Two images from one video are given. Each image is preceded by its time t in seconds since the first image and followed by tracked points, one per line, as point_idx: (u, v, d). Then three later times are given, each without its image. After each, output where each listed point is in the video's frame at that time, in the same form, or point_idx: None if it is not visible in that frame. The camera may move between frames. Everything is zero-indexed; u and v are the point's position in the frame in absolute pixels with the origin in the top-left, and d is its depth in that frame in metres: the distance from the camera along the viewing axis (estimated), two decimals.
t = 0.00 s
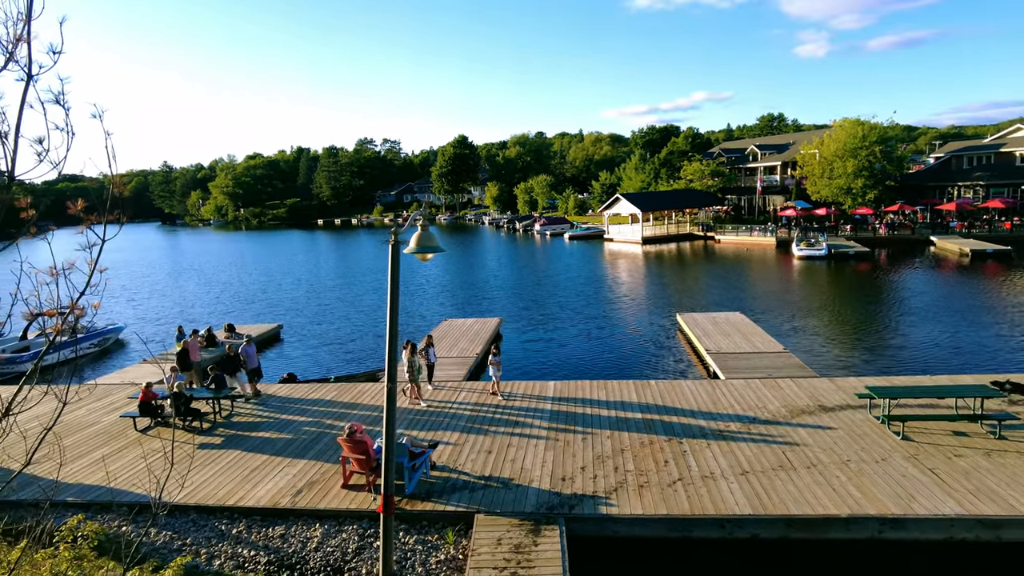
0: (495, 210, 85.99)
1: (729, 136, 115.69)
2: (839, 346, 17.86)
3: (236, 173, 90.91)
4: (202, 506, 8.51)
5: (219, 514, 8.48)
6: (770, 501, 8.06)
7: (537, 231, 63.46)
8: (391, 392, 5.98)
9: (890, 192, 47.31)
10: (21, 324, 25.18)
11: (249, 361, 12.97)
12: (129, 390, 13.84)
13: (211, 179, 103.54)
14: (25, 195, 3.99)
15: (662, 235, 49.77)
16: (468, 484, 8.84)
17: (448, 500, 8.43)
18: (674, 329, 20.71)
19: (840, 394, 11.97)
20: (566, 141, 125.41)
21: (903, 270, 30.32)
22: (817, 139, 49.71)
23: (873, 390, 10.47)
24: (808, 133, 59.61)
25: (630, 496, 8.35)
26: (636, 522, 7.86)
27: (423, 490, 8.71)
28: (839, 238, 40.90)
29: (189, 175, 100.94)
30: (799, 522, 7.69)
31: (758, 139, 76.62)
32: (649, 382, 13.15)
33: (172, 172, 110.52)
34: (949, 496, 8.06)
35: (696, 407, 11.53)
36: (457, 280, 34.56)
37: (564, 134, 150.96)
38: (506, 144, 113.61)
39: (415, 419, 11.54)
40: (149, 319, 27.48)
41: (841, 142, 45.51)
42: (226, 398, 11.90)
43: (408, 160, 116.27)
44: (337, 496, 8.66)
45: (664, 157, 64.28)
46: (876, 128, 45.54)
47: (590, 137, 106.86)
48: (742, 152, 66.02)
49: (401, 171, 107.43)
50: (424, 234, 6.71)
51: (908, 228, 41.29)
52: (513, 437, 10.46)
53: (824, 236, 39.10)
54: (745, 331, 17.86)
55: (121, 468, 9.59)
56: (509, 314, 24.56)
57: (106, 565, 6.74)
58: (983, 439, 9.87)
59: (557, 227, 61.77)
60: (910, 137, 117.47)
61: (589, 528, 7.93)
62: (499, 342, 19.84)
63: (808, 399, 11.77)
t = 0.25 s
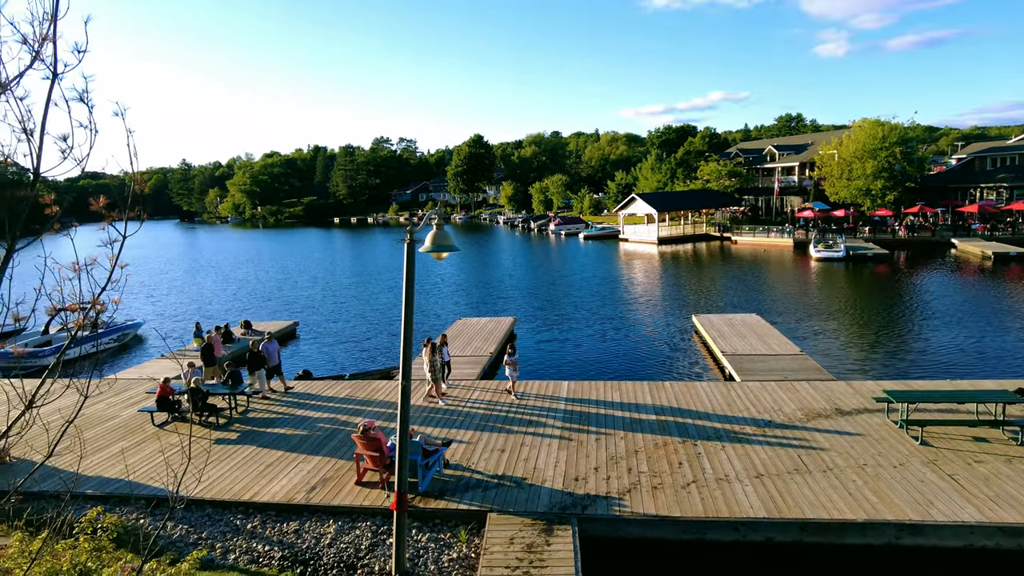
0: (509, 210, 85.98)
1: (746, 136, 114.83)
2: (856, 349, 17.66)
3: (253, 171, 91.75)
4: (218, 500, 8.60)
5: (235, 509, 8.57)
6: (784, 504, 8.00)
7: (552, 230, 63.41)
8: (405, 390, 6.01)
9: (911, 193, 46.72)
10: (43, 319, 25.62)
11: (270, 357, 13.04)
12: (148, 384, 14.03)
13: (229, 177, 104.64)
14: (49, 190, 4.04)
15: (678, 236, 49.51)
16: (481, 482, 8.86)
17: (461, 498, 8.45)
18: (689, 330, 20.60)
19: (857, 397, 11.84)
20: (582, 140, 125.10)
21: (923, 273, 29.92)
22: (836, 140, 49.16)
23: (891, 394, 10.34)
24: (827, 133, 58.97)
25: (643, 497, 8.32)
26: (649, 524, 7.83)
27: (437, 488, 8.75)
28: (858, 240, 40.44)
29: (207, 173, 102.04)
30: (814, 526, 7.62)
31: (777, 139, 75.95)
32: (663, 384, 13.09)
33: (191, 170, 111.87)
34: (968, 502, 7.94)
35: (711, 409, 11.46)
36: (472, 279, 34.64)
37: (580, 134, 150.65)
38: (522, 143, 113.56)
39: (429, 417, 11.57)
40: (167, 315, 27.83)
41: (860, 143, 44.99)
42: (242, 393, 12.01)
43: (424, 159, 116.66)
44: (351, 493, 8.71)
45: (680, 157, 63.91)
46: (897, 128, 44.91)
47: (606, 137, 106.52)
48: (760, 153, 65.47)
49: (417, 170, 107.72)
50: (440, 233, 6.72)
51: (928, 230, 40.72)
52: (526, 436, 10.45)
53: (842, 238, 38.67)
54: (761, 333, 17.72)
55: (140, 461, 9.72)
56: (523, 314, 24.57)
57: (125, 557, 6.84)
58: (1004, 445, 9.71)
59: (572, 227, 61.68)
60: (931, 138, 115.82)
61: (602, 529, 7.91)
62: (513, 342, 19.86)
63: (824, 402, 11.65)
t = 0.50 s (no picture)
0: (523, 209, 85.94)
1: (763, 136, 113.96)
2: (873, 352, 17.47)
3: (270, 169, 92.52)
4: (232, 495, 8.68)
5: (249, 503, 8.64)
6: (798, 507, 7.93)
7: (566, 229, 63.29)
8: (419, 387, 6.02)
9: (930, 194, 46.13)
10: (63, 313, 26.02)
11: (293, 355, 13.25)
12: (165, 379, 14.20)
13: (245, 175, 105.63)
14: (71, 186, 4.07)
15: (693, 236, 49.25)
16: (493, 481, 8.87)
17: (473, 496, 8.46)
18: (703, 331, 20.49)
19: (873, 400, 11.70)
20: (597, 140, 124.72)
21: (942, 275, 29.52)
22: (854, 140, 48.62)
23: (908, 397, 10.21)
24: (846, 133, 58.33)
25: (656, 498, 8.29)
26: (661, 525, 7.79)
27: (449, 486, 8.77)
28: (876, 242, 39.99)
29: (224, 170, 103.05)
30: (829, 530, 7.55)
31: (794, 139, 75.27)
32: (677, 385, 13.03)
33: (208, 168, 113.08)
34: (987, 509, 7.82)
35: (725, 411, 11.39)
36: (486, 278, 34.69)
37: (596, 133, 150.24)
38: (536, 142, 113.44)
39: (442, 415, 11.61)
40: (183, 311, 28.13)
41: (879, 144, 44.47)
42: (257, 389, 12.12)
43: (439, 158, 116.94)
44: (364, 489, 8.75)
45: (696, 157, 63.54)
46: (917, 129, 44.28)
47: (621, 136, 106.14)
48: (776, 153, 64.92)
49: (431, 169, 108.00)
50: (454, 232, 6.73)
51: (948, 232, 40.17)
52: (539, 435, 10.45)
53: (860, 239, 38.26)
54: (777, 335, 17.58)
55: (157, 455, 9.85)
56: (536, 313, 24.56)
57: (141, 549, 6.93)
58: None
59: (586, 227, 61.57)
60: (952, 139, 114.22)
61: (614, 529, 7.89)
62: (526, 341, 19.86)
63: (840, 405, 11.53)
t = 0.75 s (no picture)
0: (537, 208, 85.80)
1: (779, 136, 112.97)
2: (890, 354, 17.27)
3: (285, 167, 93.11)
4: (246, 490, 8.77)
5: (263, 499, 8.72)
6: (813, 510, 7.86)
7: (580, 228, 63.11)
8: (432, 386, 6.04)
9: (950, 195, 45.51)
10: (82, 309, 26.39)
11: (313, 351, 13.45)
12: (181, 374, 14.35)
13: (261, 173, 106.42)
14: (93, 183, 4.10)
15: (707, 236, 48.97)
16: (505, 479, 8.88)
17: (485, 494, 8.48)
18: (717, 332, 20.35)
19: (890, 403, 11.57)
20: (611, 138, 124.23)
21: (962, 278, 29.10)
22: (872, 140, 48.05)
23: (926, 401, 10.08)
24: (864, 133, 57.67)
25: (668, 499, 8.26)
26: (674, 527, 7.76)
27: (461, 484, 8.80)
28: (893, 243, 39.52)
29: (240, 168, 103.98)
30: (844, 534, 7.48)
31: (811, 139, 74.55)
32: (691, 386, 12.96)
33: (224, 165, 114.01)
34: (1005, 515, 7.71)
35: (739, 412, 11.33)
36: (499, 277, 34.71)
37: (610, 132, 149.61)
38: (551, 141, 113.23)
39: (455, 412, 11.64)
40: (200, 308, 28.43)
41: (898, 144, 43.93)
42: (271, 385, 12.21)
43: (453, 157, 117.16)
44: (376, 486, 8.80)
45: (711, 156, 63.10)
46: (937, 129, 43.68)
47: (635, 135, 105.67)
48: (793, 153, 64.33)
49: (446, 168, 108.15)
50: (468, 230, 6.74)
51: (968, 233, 39.59)
52: (551, 435, 10.43)
53: (877, 241, 37.82)
54: (792, 336, 17.44)
55: (174, 449, 9.97)
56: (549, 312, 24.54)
57: (157, 542, 7.02)
58: None
59: (600, 226, 61.41)
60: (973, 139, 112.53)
61: (626, 530, 7.88)
62: (538, 340, 19.85)
63: (856, 408, 11.41)
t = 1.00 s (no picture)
0: (550, 207, 85.66)
1: (795, 136, 111.93)
2: (906, 357, 17.06)
3: (300, 166, 93.71)
4: (260, 486, 8.84)
5: (276, 494, 8.79)
6: (827, 513, 7.80)
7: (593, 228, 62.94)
8: (445, 384, 6.06)
9: (970, 196, 44.85)
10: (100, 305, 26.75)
11: (331, 348, 13.41)
12: (196, 370, 14.49)
13: (276, 172, 107.20)
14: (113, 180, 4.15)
15: (722, 236, 48.66)
16: (517, 478, 8.89)
17: (497, 493, 8.49)
18: (731, 332, 20.23)
19: (907, 406, 11.43)
20: (626, 137, 123.72)
21: (981, 280, 28.69)
22: (890, 140, 47.48)
23: (943, 404, 9.96)
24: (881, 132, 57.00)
25: (681, 500, 8.23)
26: (686, 528, 7.74)
27: (473, 482, 8.81)
28: (911, 244, 39.05)
29: (256, 166, 104.84)
30: (858, 538, 7.41)
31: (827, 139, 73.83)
32: (704, 386, 12.89)
33: (240, 163, 114.97)
34: None
35: (753, 413, 11.25)
36: (512, 276, 34.70)
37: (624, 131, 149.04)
38: (564, 140, 113.07)
39: (467, 411, 11.66)
40: (215, 305, 28.70)
41: (917, 143, 43.38)
42: (285, 382, 12.30)
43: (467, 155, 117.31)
44: (389, 483, 8.84)
45: (726, 156, 62.67)
46: (956, 128, 43.07)
47: (650, 134, 105.19)
48: (810, 152, 63.72)
49: (459, 166, 108.32)
50: (481, 229, 6.74)
51: (988, 235, 39.01)
52: (563, 434, 10.42)
53: (894, 241, 37.38)
54: (807, 337, 17.29)
55: (189, 444, 10.08)
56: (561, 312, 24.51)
57: (173, 535, 7.11)
58: None
59: (613, 225, 61.24)
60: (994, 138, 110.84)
61: (637, 530, 7.87)
62: (551, 340, 19.84)
63: (872, 410, 11.29)
